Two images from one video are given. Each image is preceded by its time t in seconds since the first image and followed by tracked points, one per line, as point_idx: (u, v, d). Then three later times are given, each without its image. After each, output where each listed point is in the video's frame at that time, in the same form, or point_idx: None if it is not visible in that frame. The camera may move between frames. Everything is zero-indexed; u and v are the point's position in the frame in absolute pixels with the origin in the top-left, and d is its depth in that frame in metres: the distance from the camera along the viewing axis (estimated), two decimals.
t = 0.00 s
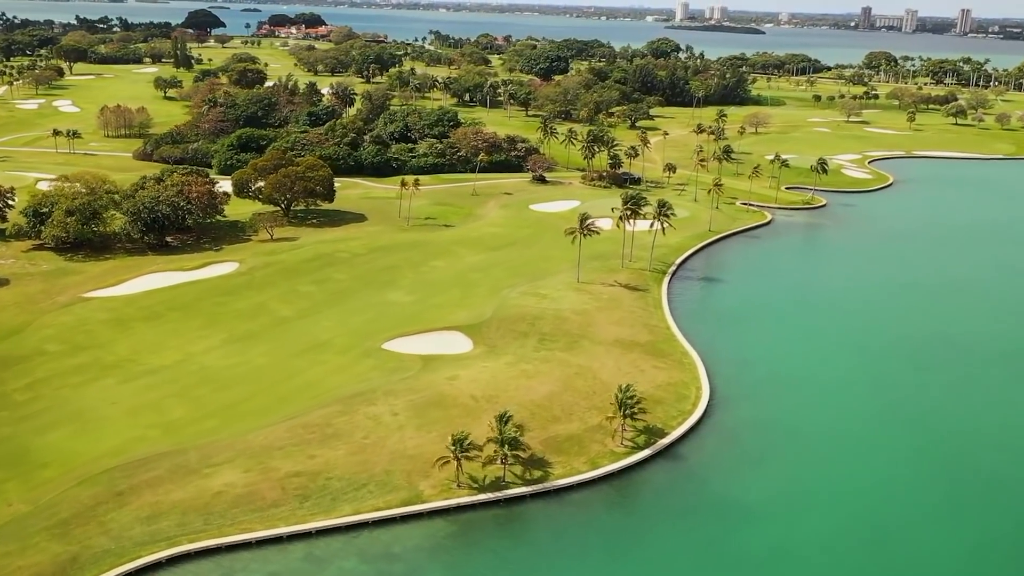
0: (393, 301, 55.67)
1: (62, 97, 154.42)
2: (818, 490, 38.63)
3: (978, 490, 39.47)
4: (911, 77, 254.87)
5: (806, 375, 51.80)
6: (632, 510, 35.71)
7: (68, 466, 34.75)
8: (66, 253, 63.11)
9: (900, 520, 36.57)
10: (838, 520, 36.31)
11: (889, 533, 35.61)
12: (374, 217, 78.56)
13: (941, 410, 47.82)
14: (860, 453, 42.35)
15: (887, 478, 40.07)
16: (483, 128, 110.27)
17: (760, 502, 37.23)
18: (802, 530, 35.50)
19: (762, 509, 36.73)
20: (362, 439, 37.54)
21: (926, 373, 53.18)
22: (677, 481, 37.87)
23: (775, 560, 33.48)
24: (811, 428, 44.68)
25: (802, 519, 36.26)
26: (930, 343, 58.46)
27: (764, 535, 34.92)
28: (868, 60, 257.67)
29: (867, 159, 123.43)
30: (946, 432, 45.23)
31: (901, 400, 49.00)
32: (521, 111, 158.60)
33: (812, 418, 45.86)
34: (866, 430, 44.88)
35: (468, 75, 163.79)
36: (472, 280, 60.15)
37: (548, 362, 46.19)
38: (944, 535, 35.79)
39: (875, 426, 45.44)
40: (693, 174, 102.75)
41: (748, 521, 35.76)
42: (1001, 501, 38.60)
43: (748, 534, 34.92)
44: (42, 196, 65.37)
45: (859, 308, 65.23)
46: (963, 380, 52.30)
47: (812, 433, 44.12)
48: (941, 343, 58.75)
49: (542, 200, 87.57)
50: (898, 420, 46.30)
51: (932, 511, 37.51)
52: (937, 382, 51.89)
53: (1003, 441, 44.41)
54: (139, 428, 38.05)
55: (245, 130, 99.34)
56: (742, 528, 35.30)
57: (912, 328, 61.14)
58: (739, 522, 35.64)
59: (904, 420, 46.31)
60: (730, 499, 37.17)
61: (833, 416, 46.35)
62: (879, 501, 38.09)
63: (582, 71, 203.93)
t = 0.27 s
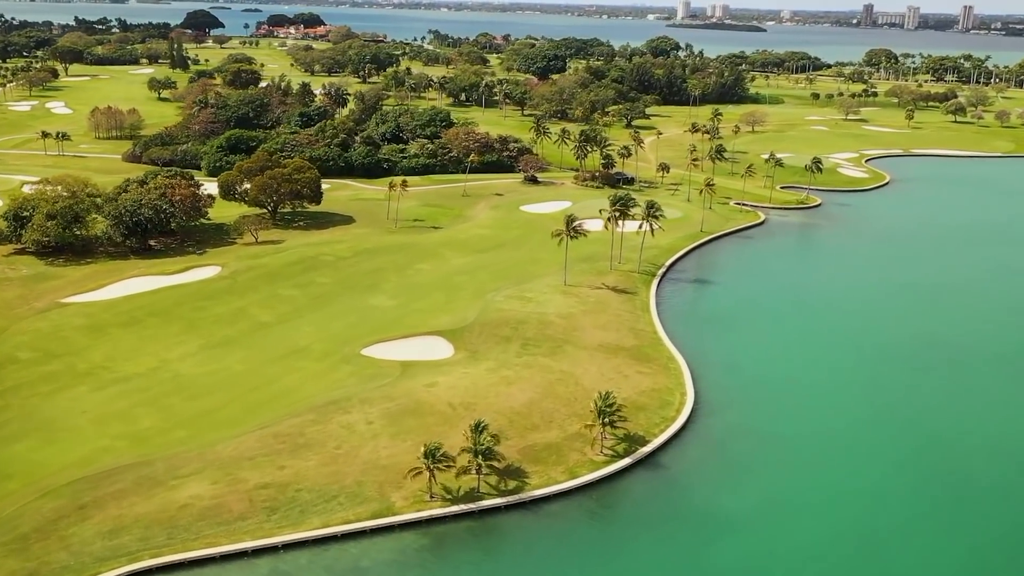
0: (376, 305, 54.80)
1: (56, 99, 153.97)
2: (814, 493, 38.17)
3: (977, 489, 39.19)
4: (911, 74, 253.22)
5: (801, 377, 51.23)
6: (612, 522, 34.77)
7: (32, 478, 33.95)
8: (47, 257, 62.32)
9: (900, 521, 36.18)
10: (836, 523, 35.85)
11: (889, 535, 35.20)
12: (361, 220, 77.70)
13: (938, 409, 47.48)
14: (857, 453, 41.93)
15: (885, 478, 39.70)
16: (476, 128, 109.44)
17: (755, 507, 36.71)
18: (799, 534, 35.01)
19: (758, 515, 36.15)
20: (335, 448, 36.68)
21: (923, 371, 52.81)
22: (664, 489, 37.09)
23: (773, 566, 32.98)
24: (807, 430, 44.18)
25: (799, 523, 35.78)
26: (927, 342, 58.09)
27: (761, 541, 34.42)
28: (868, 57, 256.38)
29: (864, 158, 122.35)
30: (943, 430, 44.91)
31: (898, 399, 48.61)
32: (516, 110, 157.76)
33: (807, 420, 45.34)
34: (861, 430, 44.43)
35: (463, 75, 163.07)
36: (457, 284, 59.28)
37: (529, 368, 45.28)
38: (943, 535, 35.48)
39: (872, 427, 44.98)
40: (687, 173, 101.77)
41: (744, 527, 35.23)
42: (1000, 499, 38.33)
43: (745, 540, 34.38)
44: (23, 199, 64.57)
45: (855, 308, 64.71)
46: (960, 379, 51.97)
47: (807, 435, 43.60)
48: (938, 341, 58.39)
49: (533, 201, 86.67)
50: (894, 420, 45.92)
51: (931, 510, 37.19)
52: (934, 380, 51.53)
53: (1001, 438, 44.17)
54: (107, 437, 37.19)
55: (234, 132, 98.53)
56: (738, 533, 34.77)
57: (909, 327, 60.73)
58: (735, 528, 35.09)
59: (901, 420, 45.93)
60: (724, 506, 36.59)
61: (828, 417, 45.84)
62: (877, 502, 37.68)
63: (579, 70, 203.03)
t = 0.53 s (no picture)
0: (357, 308, 54.04)
1: (52, 99, 153.66)
2: (812, 496, 37.97)
3: (976, 489, 39.26)
4: (912, 73, 251.46)
5: (797, 379, 50.89)
6: (590, 531, 34.09)
7: None
8: (29, 259, 61.72)
9: (899, 523, 36.02)
10: (835, 527, 35.68)
11: (890, 538, 35.05)
12: (350, 221, 76.99)
13: (935, 411, 47.35)
14: (855, 455, 41.74)
15: (884, 480, 39.56)
16: (469, 128, 108.71)
17: (752, 513, 36.40)
18: (798, 539, 34.80)
19: (755, 521, 35.83)
20: (306, 456, 35.91)
21: (920, 372, 52.68)
22: (648, 498, 36.45)
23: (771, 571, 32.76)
24: (803, 433, 43.92)
25: (798, 527, 35.58)
26: (924, 343, 57.95)
27: (759, 546, 34.20)
28: (869, 56, 254.87)
29: (861, 157, 121.39)
30: (937, 431, 44.86)
31: (892, 400, 48.48)
32: (513, 109, 156.97)
33: (802, 423, 45.04)
34: (859, 433, 44.23)
35: (460, 74, 162.38)
36: (441, 286, 58.48)
37: (509, 373, 44.47)
38: (944, 535, 35.49)
39: (869, 429, 44.80)
40: (681, 173, 100.90)
41: (743, 533, 34.93)
42: (999, 499, 38.42)
43: (743, 547, 34.09)
44: (4, 200, 63.92)
45: (851, 308, 64.43)
46: (959, 379, 51.94)
47: (804, 438, 43.33)
48: (933, 341, 58.27)
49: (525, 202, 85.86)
50: (891, 421, 45.78)
51: (932, 512, 37.11)
52: (932, 381, 51.42)
53: (999, 439, 44.23)
54: (74, 444, 36.48)
55: (225, 132, 97.83)
56: (735, 540, 34.46)
57: (904, 327, 60.57)
58: (731, 535, 34.76)
59: (899, 420, 45.82)
60: (719, 511, 36.27)
61: (824, 419, 45.60)
62: (875, 504, 37.49)
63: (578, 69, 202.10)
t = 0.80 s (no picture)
0: (338, 311, 53.40)
1: (46, 100, 153.14)
2: (808, 497, 37.64)
3: (975, 488, 39.04)
4: (912, 70, 249.85)
5: (791, 379, 50.45)
6: (567, 540, 33.40)
7: None
8: (10, 262, 61.18)
9: (895, 525, 35.65)
10: (829, 528, 35.29)
11: (888, 538, 34.76)
12: (337, 222, 76.42)
13: (930, 409, 47.06)
14: (851, 456, 41.41)
15: (882, 480, 39.25)
16: (461, 128, 108.13)
17: (746, 516, 36.00)
18: (794, 540, 34.45)
19: (748, 524, 35.41)
20: (274, 464, 35.27)
21: (915, 371, 52.35)
22: (630, 506, 35.78)
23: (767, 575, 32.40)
24: (797, 434, 43.54)
25: (792, 529, 35.20)
26: (919, 341, 57.62)
27: (754, 549, 33.80)
28: (869, 53, 253.60)
29: (856, 155, 120.53)
30: (932, 430, 44.58)
31: (886, 400, 48.14)
32: (509, 108, 156.42)
33: (797, 424, 44.61)
34: (854, 433, 43.90)
35: (455, 74, 161.78)
36: (424, 289, 57.84)
37: (487, 377, 43.79)
38: (943, 535, 35.27)
39: (864, 429, 44.46)
40: (673, 172, 100.23)
41: (735, 537, 34.52)
42: (997, 497, 38.27)
43: (735, 552, 33.64)
44: None
45: (847, 307, 64.04)
46: (955, 378, 51.67)
47: (798, 440, 42.96)
48: (928, 339, 57.96)
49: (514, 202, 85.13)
50: (887, 420, 45.46)
51: (930, 512, 36.87)
52: (928, 380, 51.12)
53: (997, 437, 44.03)
54: (39, 452, 35.84)
55: (214, 132, 97.27)
56: (729, 544, 34.05)
57: (898, 326, 60.26)
58: (724, 539, 34.33)
59: (894, 420, 45.50)
60: (711, 516, 35.83)
61: (819, 420, 45.23)
62: (869, 505, 37.13)
63: (575, 67, 201.36)
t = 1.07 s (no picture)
0: (318, 314, 52.84)
1: (39, 100, 152.54)
2: (800, 498, 37.37)
3: (973, 489, 38.76)
4: (912, 66, 248.34)
5: (785, 380, 50.10)
6: (540, 545, 32.90)
7: None
8: None
9: (890, 526, 35.39)
10: (822, 529, 35.03)
11: (885, 539, 34.49)
12: (323, 222, 75.89)
13: (925, 409, 46.83)
14: (846, 456, 41.10)
15: (878, 480, 39.00)
16: (452, 127, 107.58)
17: (737, 518, 35.69)
18: (788, 542, 34.17)
19: (738, 526, 35.10)
20: (241, 471, 34.70)
21: (910, 370, 52.09)
22: (603, 512, 35.17)
23: None
24: (789, 434, 43.25)
25: (784, 530, 34.93)
26: (915, 339, 57.33)
27: (747, 553, 33.45)
28: (869, 50, 252.34)
29: (851, 153, 119.82)
30: (925, 429, 44.37)
31: (880, 399, 47.92)
32: (504, 106, 155.78)
33: (790, 425, 44.31)
34: (849, 433, 43.60)
35: (450, 72, 161.07)
36: (406, 291, 57.25)
37: (464, 381, 43.18)
38: (942, 535, 35.03)
39: (859, 429, 44.19)
40: (665, 171, 99.62)
41: (725, 539, 34.19)
42: (995, 497, 38.03)
43: (725, 555, 33.31)
44: None
45: (841, 306, 63.71)
46: (950, 376, 51.46)
47: (791, 441, 42.63)
48: (923, 337, 57.74)
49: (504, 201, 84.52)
50: (880, 420, 45.20)
51: (928, 512, 36.63)
52: (923, 379, 50.86)
53: (996, 436, 43.75)
54: (3, 459, 35.27)
55: (203, 132, 96.75)
56: (720, 548, 33.73)
57: (893, 325, 60.00)
58: (714, 543, 33.97)
59: (888, 420, 45.26)
60: (700, 518, 35.50)
61: (813, 421, 44.89)
62: (863, 506, 36.88)
63: (572, 65, 200.51)
